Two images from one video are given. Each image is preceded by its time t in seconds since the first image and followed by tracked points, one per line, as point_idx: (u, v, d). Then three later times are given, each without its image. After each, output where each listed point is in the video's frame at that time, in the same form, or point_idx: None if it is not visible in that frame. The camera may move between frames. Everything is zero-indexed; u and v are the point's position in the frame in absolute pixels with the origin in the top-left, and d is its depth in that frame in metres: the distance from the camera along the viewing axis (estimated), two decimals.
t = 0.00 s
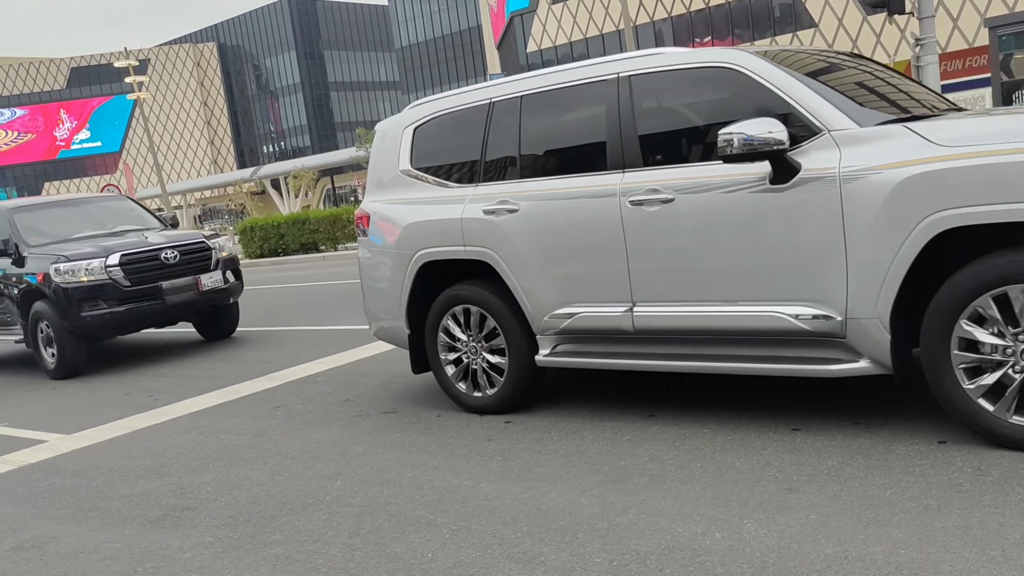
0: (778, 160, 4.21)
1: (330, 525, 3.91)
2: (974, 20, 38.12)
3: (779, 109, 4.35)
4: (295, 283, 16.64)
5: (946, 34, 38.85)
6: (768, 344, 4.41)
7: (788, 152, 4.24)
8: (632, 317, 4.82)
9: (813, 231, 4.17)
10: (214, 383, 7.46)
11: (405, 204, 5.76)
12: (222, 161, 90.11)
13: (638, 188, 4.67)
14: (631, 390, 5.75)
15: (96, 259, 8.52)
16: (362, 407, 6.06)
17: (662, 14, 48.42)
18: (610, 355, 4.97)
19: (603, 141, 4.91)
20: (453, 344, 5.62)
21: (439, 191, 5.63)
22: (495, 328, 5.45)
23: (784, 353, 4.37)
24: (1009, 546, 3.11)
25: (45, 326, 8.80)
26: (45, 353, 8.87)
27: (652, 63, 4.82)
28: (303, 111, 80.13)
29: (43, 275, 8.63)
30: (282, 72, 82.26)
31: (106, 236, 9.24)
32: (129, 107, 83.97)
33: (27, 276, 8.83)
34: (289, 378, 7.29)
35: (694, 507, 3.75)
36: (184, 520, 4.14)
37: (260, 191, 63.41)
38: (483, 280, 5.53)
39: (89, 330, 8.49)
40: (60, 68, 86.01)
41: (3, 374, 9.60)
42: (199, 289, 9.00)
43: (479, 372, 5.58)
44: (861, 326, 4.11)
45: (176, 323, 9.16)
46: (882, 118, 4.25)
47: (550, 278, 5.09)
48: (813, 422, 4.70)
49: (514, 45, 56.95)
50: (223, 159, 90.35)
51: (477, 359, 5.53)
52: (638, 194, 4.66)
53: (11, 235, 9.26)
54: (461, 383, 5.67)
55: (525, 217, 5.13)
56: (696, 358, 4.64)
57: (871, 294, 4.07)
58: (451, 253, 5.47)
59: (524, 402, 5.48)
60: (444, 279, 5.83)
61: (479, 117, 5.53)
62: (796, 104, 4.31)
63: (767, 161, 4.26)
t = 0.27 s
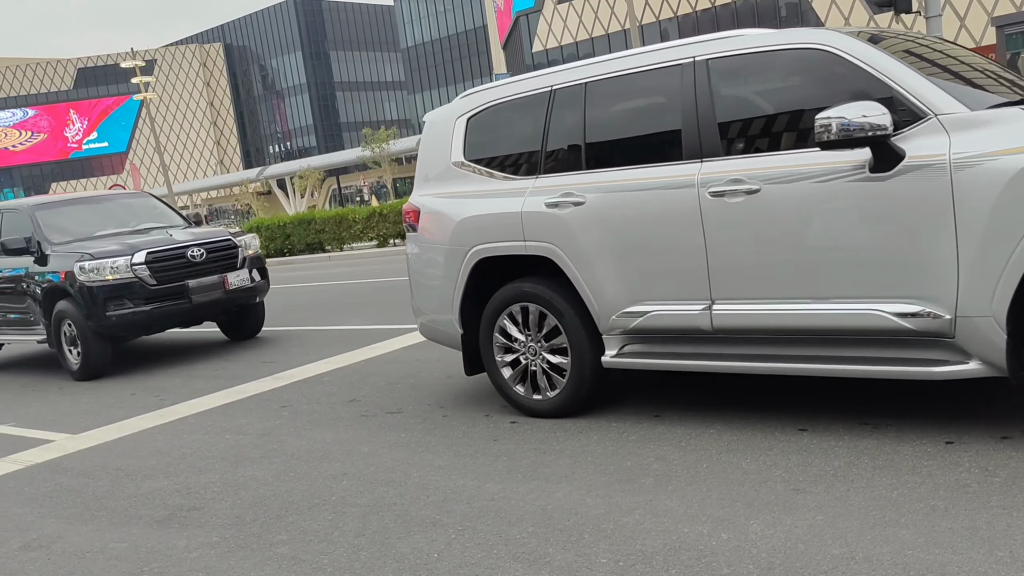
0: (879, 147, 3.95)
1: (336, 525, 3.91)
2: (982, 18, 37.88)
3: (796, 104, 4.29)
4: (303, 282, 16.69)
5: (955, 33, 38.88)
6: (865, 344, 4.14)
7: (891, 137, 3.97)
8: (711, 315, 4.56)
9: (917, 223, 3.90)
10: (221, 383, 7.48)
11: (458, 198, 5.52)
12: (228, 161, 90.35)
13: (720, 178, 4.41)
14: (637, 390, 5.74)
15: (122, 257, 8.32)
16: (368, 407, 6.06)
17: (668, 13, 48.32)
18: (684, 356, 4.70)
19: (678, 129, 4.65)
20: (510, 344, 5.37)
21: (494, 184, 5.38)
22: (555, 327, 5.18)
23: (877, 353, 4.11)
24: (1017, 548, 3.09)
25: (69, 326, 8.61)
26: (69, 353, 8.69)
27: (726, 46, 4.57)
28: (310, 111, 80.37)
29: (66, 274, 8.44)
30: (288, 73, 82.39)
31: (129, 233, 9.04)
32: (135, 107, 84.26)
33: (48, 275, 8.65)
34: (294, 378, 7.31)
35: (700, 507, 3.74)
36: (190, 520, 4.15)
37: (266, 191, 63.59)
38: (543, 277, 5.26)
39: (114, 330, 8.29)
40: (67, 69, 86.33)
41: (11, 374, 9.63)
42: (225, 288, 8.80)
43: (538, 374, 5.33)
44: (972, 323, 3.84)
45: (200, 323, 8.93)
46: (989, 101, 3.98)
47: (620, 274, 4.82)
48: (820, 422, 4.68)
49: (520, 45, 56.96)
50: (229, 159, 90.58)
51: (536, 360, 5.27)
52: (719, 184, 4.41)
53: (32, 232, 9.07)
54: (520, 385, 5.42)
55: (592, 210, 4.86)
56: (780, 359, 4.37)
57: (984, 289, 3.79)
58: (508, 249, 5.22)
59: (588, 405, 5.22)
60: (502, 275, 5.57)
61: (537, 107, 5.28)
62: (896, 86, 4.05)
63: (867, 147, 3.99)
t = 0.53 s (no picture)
0: (996, 130, 3.70)
1: (341, 524, 3.91)
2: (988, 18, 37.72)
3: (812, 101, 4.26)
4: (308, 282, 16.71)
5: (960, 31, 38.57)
6: (969, 343, 3.91)
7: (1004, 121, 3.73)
8: (800, 313, 4.31)
9: (997, 218, 3.76)
10: (226, 384, 7.50)
11: (515, 191, 5.26)
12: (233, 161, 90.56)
13: (812, 167, 4.17)
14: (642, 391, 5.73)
15: (146, 255, 8.10)
16: (373, 407, 6.06)
17: (673, 13, 48.22)
18: (765, 356, 4.44)
19: (762, 115, 4.39)
20: (572, 344, 5.11)
21: (554, 176, 5.12)
22: (623, 326, 4.93)
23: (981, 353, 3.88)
24: None
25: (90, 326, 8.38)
26: (90, 354, 8.47)
27: (793, 31, 4.39)
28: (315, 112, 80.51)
29: (88, 272, 8.22)
30: (292, 73, 82.50)
31: (153, 231, 8.83)
32: (141, 108, 84.51)
33: (69, 273, 8.43)
34: (299, 378, 7.31)
35: (705, 508, 3.74)
36: (195, 520, 4.15)
37: (271, 191, 63.75)
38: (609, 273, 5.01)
39: (137, 330, 8.06)
40: (73, 69, 86.64)
41: (18, 374, 9.65)
42: (251, 287, 8.59)
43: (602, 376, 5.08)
44: None
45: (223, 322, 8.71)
46: None
47: (698, 268, 4.57)
48: (825, 422, 4.67)
49: (524, 45, 56.92)
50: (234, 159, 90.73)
51: (600, 362, 5.01)
52: (812, 174, 4.17)
53: (53, 230, 8.86)
54: (582, 388, 5.18)
55: (667, 202, 4.61)
56: (874, 359, 4.12)
57: None
58: (572, 244, 4.96)
59: (656, 409, 4.97)
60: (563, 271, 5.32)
61: (599, 95, 5.02)
62: (1010, 63, 3.81)
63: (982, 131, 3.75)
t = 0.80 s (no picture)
0: None
1: (344, 523, 3.91)
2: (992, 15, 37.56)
3: (825, 94, 4.25)
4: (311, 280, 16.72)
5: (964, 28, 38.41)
6: None
7: None
8: (902, 310, 4.04)
9: (1002, 207, 3.74)
10: (229, 383, 7.51)
11: (578, 180, 5.01)
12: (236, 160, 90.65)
13: (917, 152, 3.91)
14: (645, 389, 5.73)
15: (170, 251, 7.83)
16: (376, 405, 6.06)
17: (676, 11, 48.08)
18: (852, 355, 4.19)
19: (858, 98, 4.15)
20: (641, 343, 4.86)
21: (620, 164, 4.87)
22: (700, 323, 4.67)
23: None
24: None
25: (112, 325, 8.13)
26: (113, 354, 8.24)
27: (816, 20, 4.32)
28: (317, 110, 80.53)
29: (109, 269, 7.97)
30: (295, 72, 82.50)
31: (175, 227, 8.59)
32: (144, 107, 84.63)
33: (90, 271, 8.18)
34: (302, 377, 7.31)
35: (708, 506, 3.73)
36: (198, 518, 4.16)
37: (274, 190, 63.84)
38: (682, 267, 4.76)
39: (160, 328, 7.81)
40: (76, 68, 86.76)
41: (23, 373, 9.68)
42: (277, 284, 8.32)
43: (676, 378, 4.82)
44: None
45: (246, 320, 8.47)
46: None
47: (780, 261, 4.33)
48: (828, 421, 4.66)
49: (527, 43, 56.81)
50: (237, 158, 90.83)
51: (674, 361, 4.76)
52: (918, 159, 3.91)
53: (73, 226, 8.60)
54: (652, 389, 4.92)
55: (749, 191, 4.36)
56: (972, 358, 3.89)
57: None
58: (642, 236, 4.71)
59: (731, 411, 4.73)
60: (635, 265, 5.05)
61: (670, 78, 4.76)
62: None
63: None
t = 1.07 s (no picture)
0: None
1: (345, 519, 3.92)
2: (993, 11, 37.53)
3: (844, 88, 4.21)
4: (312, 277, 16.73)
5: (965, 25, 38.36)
6: None
7: None
8: (1017, 303, 3.76)
9: (995, 210, 3.75)
10: (229, 379, 7.52)
11: (645, 168, 4.79)
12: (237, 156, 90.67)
13: None
14: (645, 386, 5.72)
15: (192, 245, 7.63)
16: (377, 402, 6.06)
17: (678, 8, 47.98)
18: (955, 352, 3.91)
19: (962, 76, 3.89)
20: (716, 339, 4.63)
21: (691, 150, 4.63)
22: (781, 319, 4.42)
23: None
24: None
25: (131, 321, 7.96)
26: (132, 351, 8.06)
27: None
28: (318, 107, 80.50)
29: (128, 264, 7.78)
30: (296, 68, 82.45)
31: (194, 221, 8.41)
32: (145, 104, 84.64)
33: (107, 266, 8.00)
34: (304, 374, 7.32)
35: (710, 503, 3.73)
36: (200, 515, 4.16)
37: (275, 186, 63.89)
38: (764, 260, 4.50)
39: (182, 324, 7.61)
40: (77, 65, 86.77)
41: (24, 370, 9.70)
42: (301, 280, 8.14)
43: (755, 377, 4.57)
44: None
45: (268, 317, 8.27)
46: None
47: (877, 251, 4.06)
48: (829, 418, 4.66)
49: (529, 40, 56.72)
50: (238, 155, 90.83)
51: (752, 359, 4.52)
52: None
53: (91, 220, 8.41)
54: (728, 389, 4.69)
55: (841, 177, 4.10)
56: None
57: None
58: (719, 226, 4.47)
59: (813, 413, 4.48)
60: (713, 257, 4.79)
61: (747, 58, 4.52)
62: None
63: None
